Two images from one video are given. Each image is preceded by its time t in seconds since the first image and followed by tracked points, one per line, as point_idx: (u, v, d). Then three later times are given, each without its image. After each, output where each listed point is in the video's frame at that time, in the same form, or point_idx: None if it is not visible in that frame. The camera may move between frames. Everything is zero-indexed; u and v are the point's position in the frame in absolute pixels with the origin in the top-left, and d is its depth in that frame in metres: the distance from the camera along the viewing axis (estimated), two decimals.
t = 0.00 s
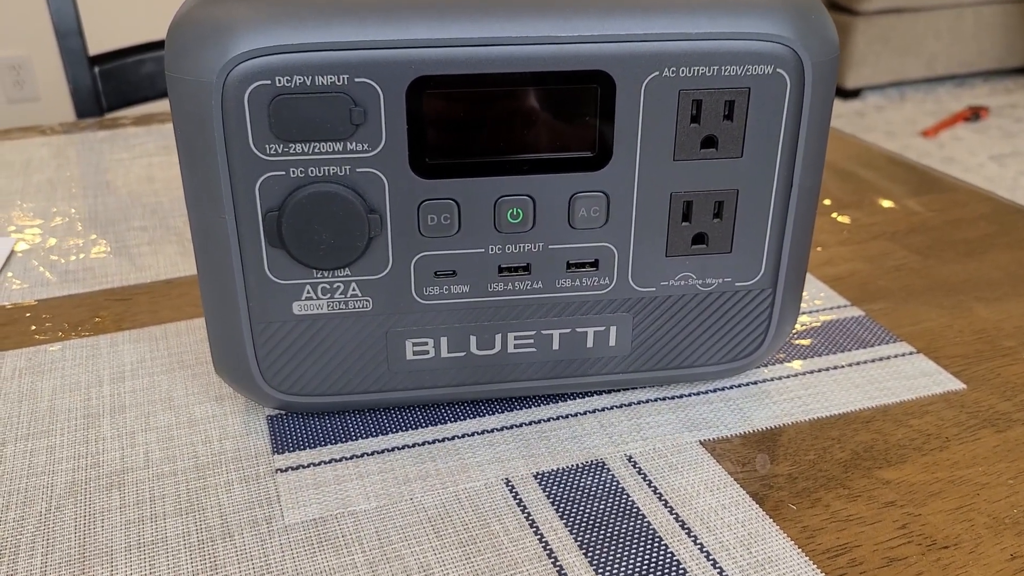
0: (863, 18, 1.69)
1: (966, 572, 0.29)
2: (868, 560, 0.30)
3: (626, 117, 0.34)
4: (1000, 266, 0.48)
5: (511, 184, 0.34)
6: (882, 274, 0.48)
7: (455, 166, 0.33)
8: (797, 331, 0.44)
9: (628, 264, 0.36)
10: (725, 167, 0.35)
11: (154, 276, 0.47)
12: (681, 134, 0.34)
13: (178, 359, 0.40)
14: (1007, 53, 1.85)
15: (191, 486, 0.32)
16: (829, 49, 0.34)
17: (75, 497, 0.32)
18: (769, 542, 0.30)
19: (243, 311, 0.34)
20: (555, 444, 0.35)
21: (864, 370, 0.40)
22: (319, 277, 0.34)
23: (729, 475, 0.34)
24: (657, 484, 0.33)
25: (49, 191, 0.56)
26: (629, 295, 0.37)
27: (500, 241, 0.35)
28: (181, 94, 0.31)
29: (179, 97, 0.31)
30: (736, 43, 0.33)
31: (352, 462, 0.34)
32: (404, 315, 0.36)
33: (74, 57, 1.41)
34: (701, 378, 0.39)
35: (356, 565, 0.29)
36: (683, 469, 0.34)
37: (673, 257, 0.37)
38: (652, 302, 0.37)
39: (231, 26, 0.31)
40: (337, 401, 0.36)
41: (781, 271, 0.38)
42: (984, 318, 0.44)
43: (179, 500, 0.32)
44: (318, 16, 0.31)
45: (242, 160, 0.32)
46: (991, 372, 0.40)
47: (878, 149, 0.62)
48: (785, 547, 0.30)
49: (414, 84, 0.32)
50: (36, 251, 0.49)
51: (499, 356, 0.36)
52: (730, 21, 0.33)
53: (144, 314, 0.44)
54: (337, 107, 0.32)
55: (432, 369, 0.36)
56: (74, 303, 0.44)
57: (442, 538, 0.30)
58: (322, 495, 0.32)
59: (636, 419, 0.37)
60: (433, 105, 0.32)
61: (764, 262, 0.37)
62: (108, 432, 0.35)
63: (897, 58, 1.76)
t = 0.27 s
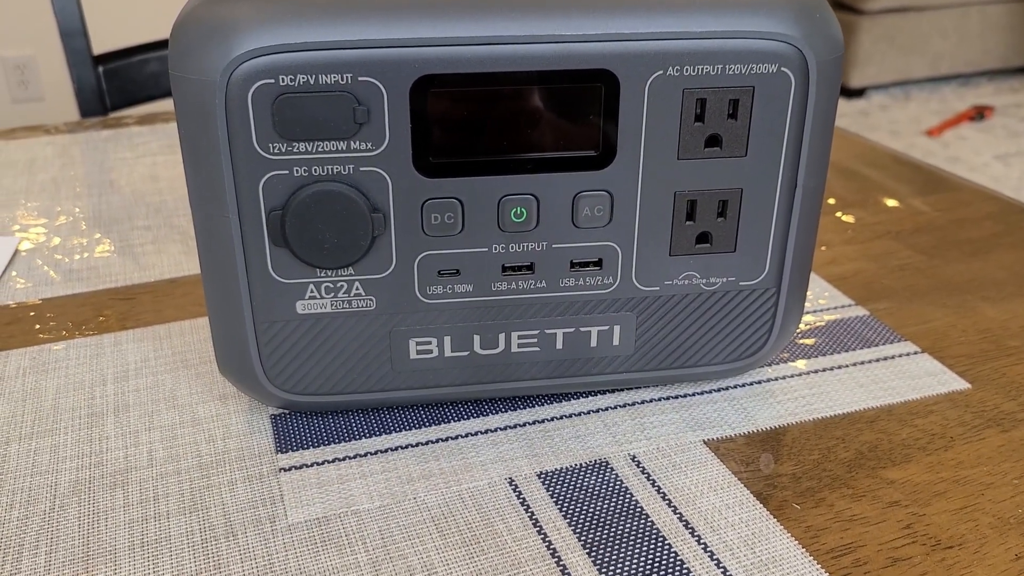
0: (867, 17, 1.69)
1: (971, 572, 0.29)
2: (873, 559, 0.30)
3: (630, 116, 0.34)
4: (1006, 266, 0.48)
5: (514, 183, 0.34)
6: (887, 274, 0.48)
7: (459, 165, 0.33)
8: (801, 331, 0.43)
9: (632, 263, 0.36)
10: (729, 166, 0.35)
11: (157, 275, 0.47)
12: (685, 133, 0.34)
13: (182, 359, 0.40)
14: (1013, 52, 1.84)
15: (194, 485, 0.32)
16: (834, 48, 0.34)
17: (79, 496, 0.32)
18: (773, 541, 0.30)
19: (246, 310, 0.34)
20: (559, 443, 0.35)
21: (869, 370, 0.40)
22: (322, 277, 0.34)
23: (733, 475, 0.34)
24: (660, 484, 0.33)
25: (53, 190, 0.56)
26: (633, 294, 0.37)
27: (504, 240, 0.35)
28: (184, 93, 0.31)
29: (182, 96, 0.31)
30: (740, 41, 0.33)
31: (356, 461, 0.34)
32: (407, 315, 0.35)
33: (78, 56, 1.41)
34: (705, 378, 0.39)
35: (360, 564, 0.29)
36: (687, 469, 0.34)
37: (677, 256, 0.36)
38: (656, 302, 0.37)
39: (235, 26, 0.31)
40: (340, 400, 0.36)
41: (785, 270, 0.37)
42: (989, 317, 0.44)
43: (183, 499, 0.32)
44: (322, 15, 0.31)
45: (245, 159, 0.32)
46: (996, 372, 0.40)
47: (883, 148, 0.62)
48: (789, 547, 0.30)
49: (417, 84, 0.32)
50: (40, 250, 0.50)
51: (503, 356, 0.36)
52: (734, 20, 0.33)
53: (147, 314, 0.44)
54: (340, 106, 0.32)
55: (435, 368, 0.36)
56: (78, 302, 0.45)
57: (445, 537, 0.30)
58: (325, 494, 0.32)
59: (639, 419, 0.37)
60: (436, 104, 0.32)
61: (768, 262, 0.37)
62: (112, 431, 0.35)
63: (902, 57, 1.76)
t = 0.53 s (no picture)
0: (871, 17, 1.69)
1: (972, 571, 0.29)
2: (874, 558, 0.30)
3: (632, 115, 0.34)
4: (1008, 265, 0.48)
5: (517, 182, 0.34)
6: (889, 273, 0.48)
7: (461, 165, 0.33)
8: (803, 330, 0.43)
9: (634, 262, 0.36)
10: (731, 165, 0.35)
11: (161, 274, 0.47)
12: (687, 133, 0.34)
13: (185, 357, 0.40)
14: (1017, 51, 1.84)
15: (197, 483, 0.33)
16: (836, 48, 0.34)
17: (82, 494, 0.32)
18: (774, 540, 0.30)
19: (249, 310, 0.35)
20: (560, 442, 0.35)
21: (871, 369, 0.40)
22: (325, 276, 0.34)
23: (734, 474, 0.34)
24: (662, 483, 0.33)
25: (57, 190, 0.57)
26: (635, 294, 0.37)
27: (506, 240, 0.35)
28: (187, 92, 0.31)
29: (186, 95, 0.31)
30: (742, 41, 0.33)
31: (358, 460, 0.34)
32: (409, 314, 0.36)
33: (82, 55, 1.42)
34: (706, 377, 0.39)
35: (362, 562, 0.29)
36: (689, 468, 0.34)
37: (679, 256, 0.36)
38: (658, 301, 0.37)
39: (238, 25, 0.31)
40: (342, 399, 0.36)
41: (787, 270, 0.38)
42: (991, 317, 0.44)
43: (186, 497, 0.32)
44: (324, 15, 0.31)
45: (248, 158, 0.32)
46: (998, 371, 0.40)
47: (886, 147, 0.62)
48: (790, 546, 0.30)
49: (419, 84, 0.32)
50: (44, 249, 0.50)
51: (505, 355, 0.37)
52: (736, 20, 0.33)
53: (151, 313, 0.44)
54: (342, 105, 0.32)
55: (438, 367, 0.36)
56: (82, 301, 0.45)
57: (447, 535, 0.30)
58: (328, 493, 0.32)
59: (641, 418, 0.37)
60: (438, 104, 0.32)
61: (770, 261, 0.37)
62: (115, 429, 0.35)
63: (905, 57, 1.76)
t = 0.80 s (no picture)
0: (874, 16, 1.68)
1: (973, 573, 0.29)
2: (875, 559, 0.29)
3: (632, 114, 0.34)
4: (1011, 265, 0.48)
5: (516, 181, 0.34)
6: (891, 273, 0.48)
7: (460, 164, 0.33)
8: (805, 330, 0.43)
9: (634, 262, 0.36)
10: (731, 165, 0.35)
11: (161, 273, 0.47)
12: (687, 131, 0.34)
13: (185, 357, 0.40)
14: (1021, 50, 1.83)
15: (196, 483, 0.33)
16: (837, 46, 0.34)
17: (81, 494, 0.32)
18: (775, 541, 0.30)
19: (248, 309, 0.34)
20: (561, 442, 0.35)
21: (872, 369, 0.40)
22: (324, 275, 0.34)
23: (735, 474, 0.34)
24: (662, 483, 0.33)
25: (58, 189, 0.57)
26: (635, 294, 0.37)
27: (505, 239, 0.35)
28: (186, 92, 0.31)
29: (184, 94, 0.31)
30: (742, 40, 0.33)
31: (357, 460, 0.34)
32: (409, 314, 0.35)
33: (85, 55, 1.42)
34: (707, 377, 0.39)
35: (360, 563, 0.29)
36: (689, 468, 0.34)
37: (680, 255, 0.36)
38: (658, 301, 0.37)
39: (236, 24, 0.31)
40: (342, 398, 0.36)
41: (789, 269, 0.37)
42: (994, 317, 0.44)
43: (184, 497, 0.32)
44: (323, 14, 0.31)
45: (247, 157, 0.32)
46: (1001, 371, 0.40)
47: (889, 147, 0.62)
48: (791, 547, 0.30)
49: (418, 83, 0.32)
50: (45, 248, 0.50)
51: (505, 355, 0.36)
52: (737, 18, 0.33)
53: (151, 312, 0.44)
54: (341, 104, 0.32)
55: (437, 367, 0.36)
56: (82, 300, 0.45)
57: (446, 536, 0.30)
58: (327, 493, 0.32)
59: (642, 418, 0.37)
60: (437, 104, 0.32)
61: (770, 261, 0.37)
62: (114, 429, 0.35)
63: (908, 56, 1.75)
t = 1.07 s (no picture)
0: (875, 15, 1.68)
1: (976, 570, 0.29)
2: (878, 557, 0.29)
3: (635, 112, 0.34)
4: (1013, 263, 0.48)
5: (519, 180, 0.34)
6: (893, 271, 0.48)
7: (463, 162, 0.33)
8: (807, 328, 0.43)
9: (637, 260, 0.36)
10: (734, 163, 0.35)
11: (164, 272, 0.47)
12: (690, 129, 0.34)
13: (188, 356, 0.40)
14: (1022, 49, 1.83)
15: (199, 481, 0.33)
16: (839, 44, 0.34)
17: (84, 491, 0.32)
18: (778, 539, 0.30)
19: (251, 308, 0.35)
20: (563, 440, 0.35)
21: (875, 368, 0.40)
22: (327, 273, 0.34)
23: (737, 472, 0.34)
24: (665, 481, 0.33)
25: (60, 187, 0.57)
26: (638, 292, 0.37)
27: (508, 237, 0.35)
28: (189, 90, 0.31)
29: (188, 92, 0.31)
30: (745, 38, 0.33)
31: (361, 458, 0.34)
32: (412, 312, 0.36)
33: (86, 54, 1.42)
34: (709, 375, 0.39)
35: (364, 560, 0.29)
36: (692, 466, 0.34)
37: (682, 253, 0.36)
38: (661, 299, 0.37)
39: (239, 22, 0.31)
40: (345, 396, 0.36)
41: (791, 267, 0.37)
42: (996, 315, 0.44)
43: (188, 495, 0.32)
44: (326, 12, 0.31)
45: (250, 155, 0.32)
46: (1003, 370, 0.40)
47: (891, 146, 0.62)
48: (794, 544, 0.30)
49: (420, 81, 0.32)
50: (47, 247, 0.50)
51: (508, 353, 0.36)
52: (740, 16, 0.33)
53: (153, 311, 0.44)
54: (344, 102, 0.32)
55: (440, 365, 0.36)
56: (85, 299, 0.45)
57: (449, 534, 0.30)
58: (330, 491, 0.32)
59: (644, 416, 0.37)
60: (439, 102, 0.32)
61: (773, 259, 0.37)
62: (117, 427, 0.35)
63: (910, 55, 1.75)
